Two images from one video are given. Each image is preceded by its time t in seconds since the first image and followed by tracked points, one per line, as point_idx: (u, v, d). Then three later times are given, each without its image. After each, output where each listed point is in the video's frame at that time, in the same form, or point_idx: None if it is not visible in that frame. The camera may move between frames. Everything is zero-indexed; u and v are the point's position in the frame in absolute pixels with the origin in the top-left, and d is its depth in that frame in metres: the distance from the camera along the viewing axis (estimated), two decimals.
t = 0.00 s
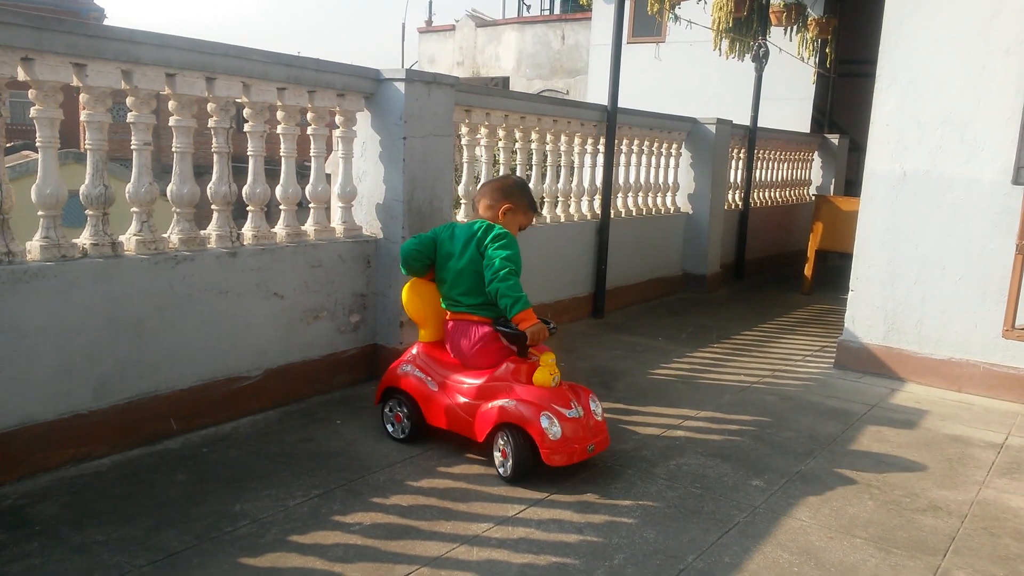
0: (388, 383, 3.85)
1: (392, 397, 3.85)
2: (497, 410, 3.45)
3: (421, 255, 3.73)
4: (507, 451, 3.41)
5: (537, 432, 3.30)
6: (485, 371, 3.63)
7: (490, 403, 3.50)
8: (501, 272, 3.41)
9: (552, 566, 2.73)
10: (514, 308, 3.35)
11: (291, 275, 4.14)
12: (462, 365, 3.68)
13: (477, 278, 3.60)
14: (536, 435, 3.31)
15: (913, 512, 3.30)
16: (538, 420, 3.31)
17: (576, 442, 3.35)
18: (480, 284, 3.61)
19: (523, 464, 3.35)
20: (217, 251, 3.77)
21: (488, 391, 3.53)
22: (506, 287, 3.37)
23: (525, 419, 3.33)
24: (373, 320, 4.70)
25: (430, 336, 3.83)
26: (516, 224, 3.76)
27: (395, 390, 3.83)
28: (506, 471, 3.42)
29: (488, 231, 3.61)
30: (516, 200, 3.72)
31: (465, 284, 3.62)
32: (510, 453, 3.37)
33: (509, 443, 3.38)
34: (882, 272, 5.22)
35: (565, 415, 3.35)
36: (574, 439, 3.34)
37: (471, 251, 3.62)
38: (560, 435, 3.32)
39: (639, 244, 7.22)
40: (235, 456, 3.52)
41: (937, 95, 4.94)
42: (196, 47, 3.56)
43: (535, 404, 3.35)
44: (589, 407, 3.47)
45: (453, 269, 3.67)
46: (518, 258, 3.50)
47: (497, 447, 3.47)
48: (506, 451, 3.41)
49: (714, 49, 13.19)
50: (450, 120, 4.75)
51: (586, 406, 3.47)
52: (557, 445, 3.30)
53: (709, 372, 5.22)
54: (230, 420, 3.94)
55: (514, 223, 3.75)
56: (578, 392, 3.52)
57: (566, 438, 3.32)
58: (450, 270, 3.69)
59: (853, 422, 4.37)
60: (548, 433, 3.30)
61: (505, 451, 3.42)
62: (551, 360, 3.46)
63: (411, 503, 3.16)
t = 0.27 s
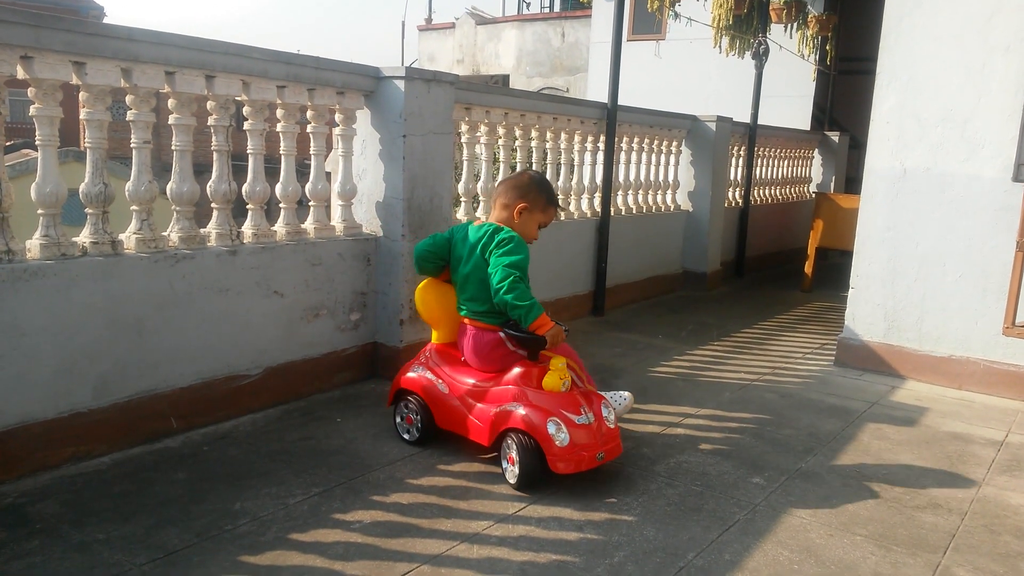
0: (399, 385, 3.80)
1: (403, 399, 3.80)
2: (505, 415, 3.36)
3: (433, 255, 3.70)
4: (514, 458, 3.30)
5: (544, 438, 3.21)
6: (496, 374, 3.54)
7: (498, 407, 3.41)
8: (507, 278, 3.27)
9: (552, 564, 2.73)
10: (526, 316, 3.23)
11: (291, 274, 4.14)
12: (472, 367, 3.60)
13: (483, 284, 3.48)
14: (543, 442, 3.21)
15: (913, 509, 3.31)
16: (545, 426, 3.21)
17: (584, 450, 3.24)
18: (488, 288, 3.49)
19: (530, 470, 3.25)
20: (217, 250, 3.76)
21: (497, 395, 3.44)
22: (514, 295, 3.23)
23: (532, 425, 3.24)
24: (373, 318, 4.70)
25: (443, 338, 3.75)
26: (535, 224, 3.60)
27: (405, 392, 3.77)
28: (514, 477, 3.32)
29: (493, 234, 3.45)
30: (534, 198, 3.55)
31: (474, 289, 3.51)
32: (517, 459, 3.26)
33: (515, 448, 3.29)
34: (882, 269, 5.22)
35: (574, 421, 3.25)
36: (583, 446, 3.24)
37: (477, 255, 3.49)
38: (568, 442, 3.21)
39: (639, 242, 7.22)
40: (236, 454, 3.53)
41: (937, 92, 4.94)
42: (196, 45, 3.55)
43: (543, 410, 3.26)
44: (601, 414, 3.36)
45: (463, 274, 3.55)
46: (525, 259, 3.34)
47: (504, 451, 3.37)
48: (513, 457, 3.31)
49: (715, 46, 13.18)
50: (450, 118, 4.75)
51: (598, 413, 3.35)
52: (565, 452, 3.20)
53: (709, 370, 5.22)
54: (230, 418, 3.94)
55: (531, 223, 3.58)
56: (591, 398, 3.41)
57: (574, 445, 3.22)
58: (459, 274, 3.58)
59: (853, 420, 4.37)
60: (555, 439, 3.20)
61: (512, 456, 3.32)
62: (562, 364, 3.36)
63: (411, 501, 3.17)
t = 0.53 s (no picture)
0: (396, 386, 3.73)
1: (399, 400, 3.73)
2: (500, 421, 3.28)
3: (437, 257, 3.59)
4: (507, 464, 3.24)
5: (538, 445, 3.14)
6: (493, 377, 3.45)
7: (493, 412, 3.33)
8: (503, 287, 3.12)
9: (537, 561, 2.74)
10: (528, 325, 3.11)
11: (276, 272, 4.13)
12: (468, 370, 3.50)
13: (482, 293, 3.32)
14: (537, 449, 3.14)
15: (895, 505, 3.34)
16: (539, 433, 3.14)
17: (579, 457, 3.16)
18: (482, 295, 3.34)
19: (524, 477, 3.18)
20: (202, 247, 3.75)
21: (492, 399, 3.35)
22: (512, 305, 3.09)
23: (527, 432, 3.17)
24: (360, 316, 4.70)
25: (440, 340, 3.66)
26: (540, 229, 3.38)
27: (402, 394, 3.71)
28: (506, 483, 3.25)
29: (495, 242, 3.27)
30: (538, 202, 3.34)
31: (470, 296, 3.37)
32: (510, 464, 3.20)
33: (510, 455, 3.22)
34: (866, 268, 5.26)
35: (569, 427, 3.16)
36: (578, 453, 3.16)
37: (474, 260, 3.33)
38: (562, 449, 3.13)
39: (626, 240, 7.24)
40: (220, 453, 3.52)
41: (922, 92, 4.98)
42: (181, 42, 3.54)
43: (538, 415, 3.17)
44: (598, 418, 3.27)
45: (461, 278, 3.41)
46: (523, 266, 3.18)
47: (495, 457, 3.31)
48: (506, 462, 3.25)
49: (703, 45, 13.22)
50: (438, 116, 4.75)
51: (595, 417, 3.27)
52: (559, 459, 3.13)
53: (695, 367, 5.25)
54: (215, 417, 3.93)
55: (536, 227, 3.38)
56: (589, 403, 3.32)
57: (568, 452, 3.14)
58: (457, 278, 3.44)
59: (837, 417, 4.40)
60: (548, 446, 3.13)
61: (505, 463, 3.25)
62: (558, 368, 3.24)
63: (396, 499, 3.17)
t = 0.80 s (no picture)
0: (394, 391, 3.65)
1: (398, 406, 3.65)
2: (501, 426, 3.20)
3: (428, 265, 3.52)
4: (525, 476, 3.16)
5: (539, 450, 3.06)
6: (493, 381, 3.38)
7: (494, 417, 3.25)
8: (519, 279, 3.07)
9: (526, 560, 2.74)
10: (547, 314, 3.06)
11: (263, 271, 4.11)
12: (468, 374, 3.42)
13: (484, 294, 3.25)
14: (538, 454, 3.06)
15: (881, 502, 3.36)
16: (541, 438, 3.05)
17: (582, 463, 3.07)
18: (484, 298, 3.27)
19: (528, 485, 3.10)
20: (187, 247, 3.72)
21: (492, 404, 3.28)
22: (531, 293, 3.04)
23: (528, 437, 3.09)
24: (347, 316, 4.68)
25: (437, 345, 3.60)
26: (530, 226, 3.37)
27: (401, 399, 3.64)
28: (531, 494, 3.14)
29: (497, 241, 3.25)
30: (524, 200, 3.33)
31: (472, 298, 3.29)
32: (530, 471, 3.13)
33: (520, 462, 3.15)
34: (852, 266, 5.29)
35: (570, 432, 3.08)
36: (580, 459, 3.07)
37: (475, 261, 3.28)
38: (564, 455, 3.05)
39: (614, 239, 7.26)
40: (207, 453, 3.49)
41: (906, 91, 5.01)
42: (166, 40, 3.51)
43: (539, 420, 3.10)
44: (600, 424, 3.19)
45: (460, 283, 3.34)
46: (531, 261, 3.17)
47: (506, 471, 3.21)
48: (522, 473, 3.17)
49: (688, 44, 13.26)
50: (424, 115, 4.73)
51: (597, 422, 3.19)
52: (561, 465, 3.04)
53: (683, 366, 5.26)
54: (202, 418, 3.90)
55: (526, 225, 3.37)
56: (591, 408, 3.23)
57: (571, 458, 3.05)
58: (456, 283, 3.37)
59: (823, 414, 4.43)
60: (550, 452, 3.04)
61: (521, 474, 3.16)
62: (560, 373, 3.18)
63: (385, 499, 3.16)
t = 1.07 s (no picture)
0: (396, 393, 3.64)
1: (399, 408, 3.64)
2: (506, 427, 3.19)
3: (426, 271, 3.51)
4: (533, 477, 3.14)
5: (546, 451, 3.05)
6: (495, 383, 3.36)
7: (499, 418, 3.24)
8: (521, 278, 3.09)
9: (522, 559, 2.74)
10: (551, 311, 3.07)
11: (258, 271, 4.10)
12: (471, 376, 3.41)
13: (486, 295, 3.25)
14: (545, 455, 3.05)
15: (875, 500, 3.37)
16: (548, 439, 3.05)
17: (589, 463, 3.06)
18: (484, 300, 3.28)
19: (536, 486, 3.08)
20: (182, 247, 3.71)
21: (496, 405, 3.27)
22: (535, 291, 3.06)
23: (535, 438, 3.08)
24: (343, 316, 4.68)
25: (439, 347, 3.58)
26: (524, 221, 3.39)
27: (403, 401, 3.62)
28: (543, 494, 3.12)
29: (496, 242, 3.26)
30: (517, 197, 3.35)
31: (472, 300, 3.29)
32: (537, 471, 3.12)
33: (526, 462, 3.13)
34: (846, 265, 5.31)
35: (576, 433, 3.07)
36: (586, 459, 3.06)
37: (473, 264, 3.28)
38: (571, 455, 3.04)
39: (609, 238, 7.26)
40: (202, 454, 3.49)
41: (899, 90, 5.03)
42: (160, 40, 3.50)
43: (545, 421, 3.09)
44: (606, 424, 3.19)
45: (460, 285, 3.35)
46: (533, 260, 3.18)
47: (513, 473, 3.19)
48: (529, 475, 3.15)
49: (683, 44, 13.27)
50: (419, 114, 4.73)
51: (602, 422, 3.19)
52: (568, 466, 3.03)
53: (678, 365, 5.27)
54: (197, 418, 3.89)
55: (519, 221, 3.39)
56: (595, 408, 3.23)
57: (577, 458, 3.04)
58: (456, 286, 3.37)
59: (818, 413, 4.44)
60: (556, 452, 3.03)
61: (532, 477, 3.14)
62: (565, 373, 3.18)
63: (381, 498, 3.16)
